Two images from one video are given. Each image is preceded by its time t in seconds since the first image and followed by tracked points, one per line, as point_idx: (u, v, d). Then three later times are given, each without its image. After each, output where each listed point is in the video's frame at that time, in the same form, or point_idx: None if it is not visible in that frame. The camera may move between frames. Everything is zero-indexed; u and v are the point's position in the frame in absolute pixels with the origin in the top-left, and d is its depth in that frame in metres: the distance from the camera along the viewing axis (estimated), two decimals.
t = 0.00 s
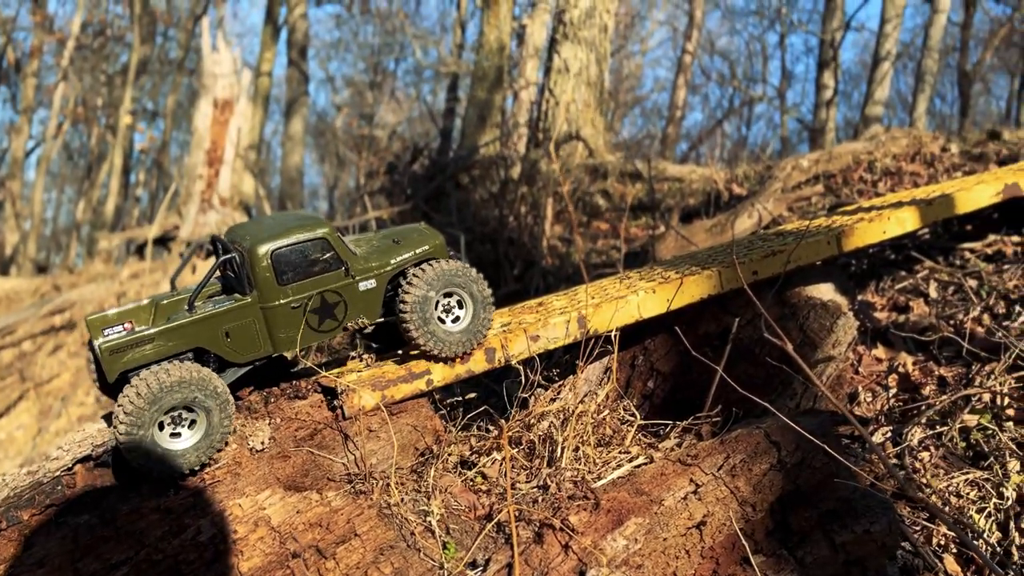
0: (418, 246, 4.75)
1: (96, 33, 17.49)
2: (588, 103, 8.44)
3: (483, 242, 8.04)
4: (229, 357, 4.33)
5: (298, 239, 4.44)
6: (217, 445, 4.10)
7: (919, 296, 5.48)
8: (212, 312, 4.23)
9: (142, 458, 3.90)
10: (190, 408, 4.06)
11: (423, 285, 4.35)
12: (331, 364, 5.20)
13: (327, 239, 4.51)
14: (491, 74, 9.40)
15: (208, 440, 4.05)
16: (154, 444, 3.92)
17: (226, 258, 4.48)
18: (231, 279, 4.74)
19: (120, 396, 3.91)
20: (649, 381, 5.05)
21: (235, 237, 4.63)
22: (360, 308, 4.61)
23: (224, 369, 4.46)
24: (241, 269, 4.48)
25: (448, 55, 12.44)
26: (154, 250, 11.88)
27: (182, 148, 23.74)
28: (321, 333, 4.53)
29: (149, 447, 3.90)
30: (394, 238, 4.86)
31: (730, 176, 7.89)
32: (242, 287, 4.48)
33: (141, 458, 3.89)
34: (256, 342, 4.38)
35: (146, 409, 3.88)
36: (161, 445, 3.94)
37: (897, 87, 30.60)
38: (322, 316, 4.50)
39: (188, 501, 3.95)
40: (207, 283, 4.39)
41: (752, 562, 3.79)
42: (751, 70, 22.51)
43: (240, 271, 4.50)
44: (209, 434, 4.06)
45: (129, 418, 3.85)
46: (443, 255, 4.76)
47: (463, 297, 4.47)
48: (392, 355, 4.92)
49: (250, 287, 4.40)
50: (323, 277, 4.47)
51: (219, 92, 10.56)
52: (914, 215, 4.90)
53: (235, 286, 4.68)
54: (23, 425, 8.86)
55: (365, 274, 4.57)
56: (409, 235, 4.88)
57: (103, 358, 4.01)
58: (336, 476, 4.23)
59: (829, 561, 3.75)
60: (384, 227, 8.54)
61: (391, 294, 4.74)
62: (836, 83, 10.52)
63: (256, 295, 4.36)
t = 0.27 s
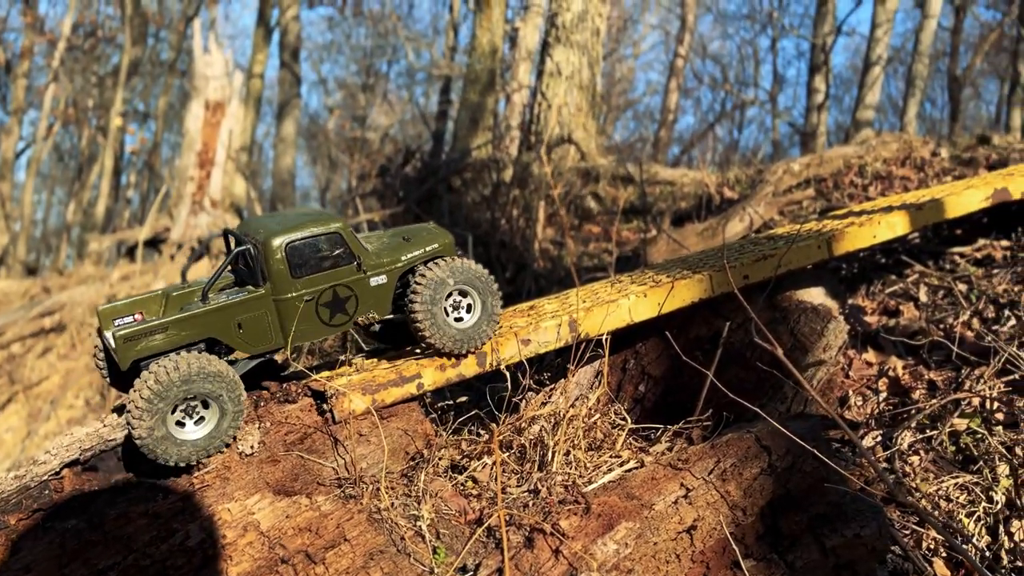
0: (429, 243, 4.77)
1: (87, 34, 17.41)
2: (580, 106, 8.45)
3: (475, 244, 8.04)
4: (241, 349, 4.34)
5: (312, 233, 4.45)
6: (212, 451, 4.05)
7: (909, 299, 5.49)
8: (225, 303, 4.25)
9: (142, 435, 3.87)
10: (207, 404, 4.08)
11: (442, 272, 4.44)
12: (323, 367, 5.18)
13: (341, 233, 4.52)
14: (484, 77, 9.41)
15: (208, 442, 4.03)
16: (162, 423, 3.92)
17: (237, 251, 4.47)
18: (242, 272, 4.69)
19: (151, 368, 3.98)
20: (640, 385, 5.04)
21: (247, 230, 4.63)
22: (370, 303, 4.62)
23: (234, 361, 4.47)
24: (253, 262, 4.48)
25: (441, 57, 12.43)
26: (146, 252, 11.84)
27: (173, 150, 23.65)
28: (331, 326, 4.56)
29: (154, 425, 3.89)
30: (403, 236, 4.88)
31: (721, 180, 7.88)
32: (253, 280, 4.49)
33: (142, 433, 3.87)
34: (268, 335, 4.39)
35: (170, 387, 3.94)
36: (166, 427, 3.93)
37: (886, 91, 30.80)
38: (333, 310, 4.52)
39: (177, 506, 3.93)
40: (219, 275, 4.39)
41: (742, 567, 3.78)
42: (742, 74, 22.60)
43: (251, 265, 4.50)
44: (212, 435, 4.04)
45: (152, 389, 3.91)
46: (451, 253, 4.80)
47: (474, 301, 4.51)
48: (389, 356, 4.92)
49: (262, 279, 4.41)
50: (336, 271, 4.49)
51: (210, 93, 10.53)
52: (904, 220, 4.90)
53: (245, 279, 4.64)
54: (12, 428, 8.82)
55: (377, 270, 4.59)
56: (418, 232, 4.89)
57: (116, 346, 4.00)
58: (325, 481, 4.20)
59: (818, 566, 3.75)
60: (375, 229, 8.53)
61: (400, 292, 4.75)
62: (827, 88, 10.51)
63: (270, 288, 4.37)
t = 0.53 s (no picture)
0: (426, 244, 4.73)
1: (76, 35, 17.33)
2: (571, 110, 8.45)
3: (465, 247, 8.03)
4: (237, 349, 4.32)
5: (309, 233, 4.43)
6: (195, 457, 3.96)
7: (897, 303, 5.50)
8: (221, 302, 4.23)
9: (135, 424, 3.80)
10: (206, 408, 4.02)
11: (448, 269, 4.40)
12: (310, 370, 5.13)
13: (338, 233, 4.50)
14: (474, 80, 9.40)
15: (195, 446, 3.94)
16: (159, 416, 3.86)
17: (234, 250, 4.46)
18: (239, 272, 4.69)
19: (160, 361, 3.95)
20: (628, 388, 5.04)
21: (245, 229, 4.62)
22: (367, 303, 4.59)
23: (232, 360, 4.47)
24: (250, 261, 4.47)
25: (432, 60, 12.42)
26: (134, 254, 11.78)
27: (163, 151, 23.55)
28: (328, 326, 4.53)
29: (150, 416, 3.83)
30: (400, 237, 4.84)
31: (711, 184, 7.88)
32: (251, 280, 4.48)
33: (134, 422, 3.80)
34: (264, 334, 4.37)
35: (175, 382, 3.90)
36: (161, 421, 3.86)
37: (876, 96, 30.99)
38: (330, 310, 4.49)
39: (161, 510, 3.89)
40: (216, 274, 4.37)
41: (728, 570, 3.80)
42: (733, 78, 22.68)
43: (249, 264, 4.50)
44: (197, 440, 3.95)
45: (159, 380, 3.87)
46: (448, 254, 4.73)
47: (471, 306, 4.45)
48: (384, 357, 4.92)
49: (259, 279, 4.39)
50: (332, 271, 4.46)
51: (200, 95, 10.49)
52: (891, 223, 4.93)
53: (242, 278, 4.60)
54: None
55: (373, 270, 4.55)
56: (415, 233, 4.85)
57: (113, 344, 3.97)
58: (312, 485, 4.17)
59: (805, 570, 3.76)
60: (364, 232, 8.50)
61: (397, 293, 4.71)
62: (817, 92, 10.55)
63: (266, 288, 4.35)
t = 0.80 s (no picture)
0: (424, 246, 4.77)
1: (64, 37, 17.23)
2: (559, 114, 8.43)
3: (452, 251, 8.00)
4: (236, 348, 4.33)
5: (309, 233, 4.45)
6: (177, 459, 3.94)
7: (882, 308, 5.48)
8: (221, 302, 4.23)
9: (137, 406, 3.81)
10: (204, 414, 4.04)
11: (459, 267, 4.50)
12: (290, 375, 5.05)
13: (338, 234, 4.52)
14: (462, 84, 9.38)
15: (182, 449, 3.94)
16: (163, 406, 3.86)
17: (234, 249, 4.46)
18: (236, 270, 4.69)
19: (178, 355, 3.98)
20: (613, 394, 5.02)
21: (243, 228, 4.62)
22: (366, 303, 4.61)
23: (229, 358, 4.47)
24: (249, 260, 4.46)
25: (421, 64, 12.39)
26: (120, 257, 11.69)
27: (151, 154, 23.41)
28: (327, 326, 4.53)
29: (152, 405, 3.83)
30: (398, 238, 4.87)
31: (697, 188, 7.86)
32: (249, 280, 4.47)
33: (133, 406, 3.80)
34: (264, 334, 4.38)
35: (187, 380, 3.92)
36: (162, 411, 3.87)
37: (864, 101, 31.17)
38: (329, 310, 4.51)
39: (138, 518, 3.85)
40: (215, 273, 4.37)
41: None
42: (721, 83, 22.76)
43: (248, 264, 4.49)
44: (183, 442, 3.94)
45: (175, 372, 3.90)
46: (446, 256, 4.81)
47: (468, 311, 4.48)
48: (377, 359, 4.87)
49: (259, 278, 4.40)
50: (331, 271, 4.48)
51: (187, 98, 10.43)
52: (876, 229, 4.92)
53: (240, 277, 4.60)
54: None
55: (373, 271, 4.58)
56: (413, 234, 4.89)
57: (112, 342, 3.96)
58: (291, 492, 4.15)
59: None
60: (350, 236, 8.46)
61: (396, 293, 4.74)
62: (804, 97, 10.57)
63: (266, 287, 4.36)
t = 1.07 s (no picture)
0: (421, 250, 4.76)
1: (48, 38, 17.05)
2: (545, 119, 8.41)
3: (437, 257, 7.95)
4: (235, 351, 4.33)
5: (307, 237, 4.44)
6: (158, 459, 3.94)
7: (864, 315, 5.47)
8: (220, 305, 4.24)
9: (150, 392, 3.90)
10: (200, 425, 4.05)
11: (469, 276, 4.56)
12: (268, 384, 4.97)
13: (336, 237, 4.51)
14: (448, 88, 9.33)
15: (166, 451, 3.94)
16: (168, 402, 3.92)
17: (232, 253, 4.45)
18: (235, 275, 4.66)
19: (195, 359, 4.06)
20: (595, 402, 4.99)
21: (241, 232, 4.60)
22: (365, 307, 4.59)
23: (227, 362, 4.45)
24: (248, 265, 4.45)
25: (408, 68, 12.35)
26: (103, 262, 11.57)
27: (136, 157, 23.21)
28: (325, 330, 4.52)
29: (156, 398, 3.90)
30: (395, 241, 4.86)
31: (682, 195, 7.83)
32: (248, 284, 4.46)
33: (138, 391, 3.89)
34: (263, 337, 4.39)
35: (195, 387, 3.98)
36: (165, 406, 3.92)
37: (849, 107, 31.37)
38: (328, 313, 4.49)
39: (111, 531, 3.78)
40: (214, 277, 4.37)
41: None
42: (708, 88, 22.82)
43: (246, 268, 4.48)
44: (169, 444, 3.94)
45: (190, 376, 3.98)
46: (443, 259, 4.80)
47: (462, 320, 4.47)
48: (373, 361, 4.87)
49: (258, 282, 4.39)
50: (329, 275, 4.46)
51: (172, 101, 10.35)
52: (858, 236, 4.93)
53: (239, 281, 4.58)
54: None
55: (371, 274, 4.56)
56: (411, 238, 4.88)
57: (111, 347, 3.94)
58: (269, 503, 4.09)
59: None
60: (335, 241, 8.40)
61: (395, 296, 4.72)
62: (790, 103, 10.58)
63: (265, 291, 4.35)
